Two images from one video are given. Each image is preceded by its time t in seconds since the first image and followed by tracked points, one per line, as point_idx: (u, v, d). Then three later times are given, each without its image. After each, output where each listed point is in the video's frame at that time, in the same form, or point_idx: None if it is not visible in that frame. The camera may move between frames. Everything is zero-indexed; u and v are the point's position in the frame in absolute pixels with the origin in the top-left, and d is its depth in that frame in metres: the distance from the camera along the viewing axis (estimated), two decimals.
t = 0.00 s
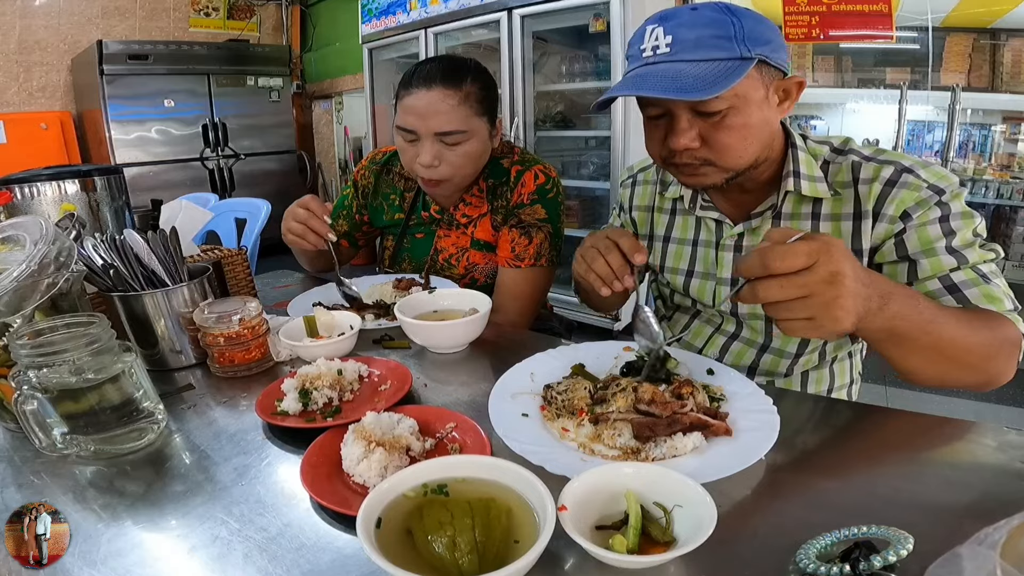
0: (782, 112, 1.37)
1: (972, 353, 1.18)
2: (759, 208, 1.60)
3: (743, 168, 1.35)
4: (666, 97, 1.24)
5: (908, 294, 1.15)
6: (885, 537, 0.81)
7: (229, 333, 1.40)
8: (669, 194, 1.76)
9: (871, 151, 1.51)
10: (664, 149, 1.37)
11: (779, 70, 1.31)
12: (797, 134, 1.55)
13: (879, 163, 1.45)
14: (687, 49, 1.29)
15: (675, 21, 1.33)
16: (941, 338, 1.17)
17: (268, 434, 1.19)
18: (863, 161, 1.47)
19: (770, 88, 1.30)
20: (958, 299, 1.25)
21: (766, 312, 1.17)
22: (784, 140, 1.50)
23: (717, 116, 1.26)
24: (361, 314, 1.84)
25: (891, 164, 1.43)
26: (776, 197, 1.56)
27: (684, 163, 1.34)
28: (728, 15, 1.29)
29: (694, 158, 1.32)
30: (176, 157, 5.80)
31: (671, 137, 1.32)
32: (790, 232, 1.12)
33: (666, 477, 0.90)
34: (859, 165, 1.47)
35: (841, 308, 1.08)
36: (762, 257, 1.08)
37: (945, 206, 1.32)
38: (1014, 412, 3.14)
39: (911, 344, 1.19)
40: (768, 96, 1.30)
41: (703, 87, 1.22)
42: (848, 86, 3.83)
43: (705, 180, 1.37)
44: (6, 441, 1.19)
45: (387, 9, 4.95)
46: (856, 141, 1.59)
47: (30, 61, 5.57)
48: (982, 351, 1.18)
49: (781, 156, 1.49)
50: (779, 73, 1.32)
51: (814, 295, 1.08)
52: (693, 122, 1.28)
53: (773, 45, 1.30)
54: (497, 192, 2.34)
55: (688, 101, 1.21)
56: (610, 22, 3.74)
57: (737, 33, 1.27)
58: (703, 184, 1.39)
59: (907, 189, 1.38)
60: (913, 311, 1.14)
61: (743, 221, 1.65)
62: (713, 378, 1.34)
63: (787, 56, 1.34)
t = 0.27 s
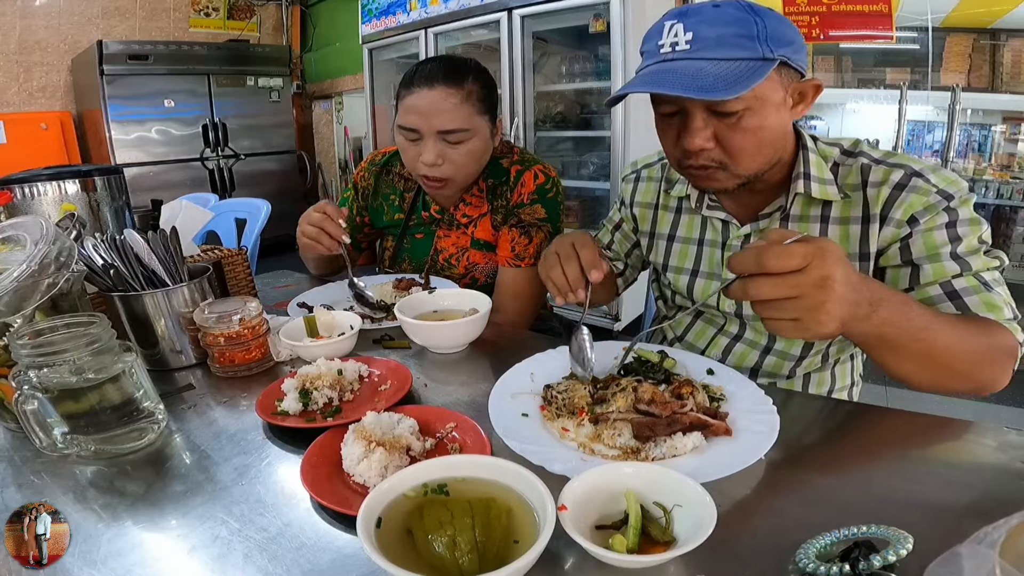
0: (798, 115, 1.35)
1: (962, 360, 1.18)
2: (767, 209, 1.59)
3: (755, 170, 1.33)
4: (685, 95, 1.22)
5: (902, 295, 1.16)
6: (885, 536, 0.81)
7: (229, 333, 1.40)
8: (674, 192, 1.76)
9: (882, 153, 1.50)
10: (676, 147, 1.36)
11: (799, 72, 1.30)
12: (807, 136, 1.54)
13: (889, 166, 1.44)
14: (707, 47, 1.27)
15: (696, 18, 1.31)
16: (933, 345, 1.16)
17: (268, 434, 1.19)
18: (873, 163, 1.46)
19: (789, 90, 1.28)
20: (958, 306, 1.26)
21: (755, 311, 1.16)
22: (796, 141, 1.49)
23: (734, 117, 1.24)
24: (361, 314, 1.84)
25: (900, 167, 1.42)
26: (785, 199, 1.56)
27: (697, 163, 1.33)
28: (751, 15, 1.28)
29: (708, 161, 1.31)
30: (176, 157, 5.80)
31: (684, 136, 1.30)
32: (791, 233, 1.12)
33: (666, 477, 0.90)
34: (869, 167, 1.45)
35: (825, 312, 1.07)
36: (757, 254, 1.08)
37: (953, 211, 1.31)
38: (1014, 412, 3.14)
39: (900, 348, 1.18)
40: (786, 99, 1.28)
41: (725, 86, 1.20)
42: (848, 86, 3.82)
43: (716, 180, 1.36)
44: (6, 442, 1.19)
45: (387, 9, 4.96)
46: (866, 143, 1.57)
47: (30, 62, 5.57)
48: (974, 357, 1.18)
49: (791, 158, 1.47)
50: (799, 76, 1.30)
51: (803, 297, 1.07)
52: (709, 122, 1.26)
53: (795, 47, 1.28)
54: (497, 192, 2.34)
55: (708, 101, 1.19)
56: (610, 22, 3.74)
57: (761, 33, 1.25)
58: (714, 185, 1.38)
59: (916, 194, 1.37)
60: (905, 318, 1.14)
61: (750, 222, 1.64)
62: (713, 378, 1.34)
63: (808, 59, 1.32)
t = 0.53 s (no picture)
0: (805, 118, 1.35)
1: (947, 372, 1.18)
2: (769, 212, 1.59)
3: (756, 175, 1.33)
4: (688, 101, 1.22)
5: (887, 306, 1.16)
6: (885, 536, 0.81)
7: (229, 333, 1.40)
8: (677, 190, 1.76)
9: (889, 157, 1.48)
10: (678, 150, 1.36)
11: (807, 76, 1.29)
12: (813, 138, 1.53)
13: (894, 171, 1.42)
14: (713, 49, 1.27)
15: (703, 18, 1.30)
16: (918, 357, 1.16)
17: (268, 434, 1.19)
18: (878, 167, 1.45)
19: (795, 93, 1.28)
20: (950, 317, 1.25)
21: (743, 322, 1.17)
22: (800, 144, 1.48)
23: (738, 122, 1.23)
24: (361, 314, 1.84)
25: (906, 173, 1.40)
26: (787, 202, 1.56)
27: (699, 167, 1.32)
28: (761, 17, 1.27)
29: (711, 163, 1.30)
30: (176, 157, 5.79)
31: (687, 140, 1.29)
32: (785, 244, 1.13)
33: (666, 477, 0.90)
34: (874, 171, 1.44)
35: (812, 325, 1.08)
36: (747, 267, 1.09)
37: (956, 221, 1.29)
38: (1014, 412, 3.14)
39: (884, 361, 1.18)
40: (792, 101, 1.28)
41: (729, 92, 1.20)
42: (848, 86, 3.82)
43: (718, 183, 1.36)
44: (6, 442, 1.19)
45: (387, 9, 4.95)
46: (873, 145, 1.56)
47: (30, 62, 5.57)
48: (960, 369, 1.18)
49: (796, 159, 1.46)
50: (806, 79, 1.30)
51: (790, 310, 1.08)
52: (711, 127, 1.25)
53: (804, 50, 1.27)
54: (499, 192, 2.34)
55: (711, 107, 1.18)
56: (610, 22, 3.74)
57: (769, 36, 1.24)
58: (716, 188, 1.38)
59: (919, 202, 1.35)
60: (890, 329, 1.14)
61: (751, 224, 1.65)
62: (713, 378, 1.34)
63: (817, 61, 1.31)
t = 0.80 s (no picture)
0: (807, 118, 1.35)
1: (961, 380, 1.18)
2: (770, 214, 1.58)
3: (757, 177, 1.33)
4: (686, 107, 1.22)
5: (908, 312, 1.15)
6: (885, 536, 0.81)
7: (229, 333, 1.40)
8: (677, 189, 1.76)
9: (897, 159, 1.49)
10: (677, 154, 1.36)
11: (810, 75, 1.28)
12: (820, 138, 1.53)
13: (903, 173, 1.42)
14: (713, 51, 1.26)
15: (701, 17, 1.29)
16: (934, 365, 1.15)
17: (268, 434, 1.19)
18: (886, 170, 1.45)
19: (797, 94, 1.27)
20: (959, 323, 1.25)
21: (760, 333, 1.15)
22: (805, 145, 1.48)
23: (738, 125, 1.23)
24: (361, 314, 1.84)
25: (916, 176, 1.40)
26: (791, 203, 1.55)
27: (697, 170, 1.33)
28: (762, 15, 1.26)
29: (708, 168, 1.31)
30: (176, 157, 5.79)
31: (685, 144, 1.29)
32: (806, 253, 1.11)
33: (666, 477, 0.90)
34: (882, 173, 1.44)
35: (834, 337, 1.05)
36: (763, 277, 1.07)
37: (966, 225, 1.29)
38: (1014, 412, 3.14)
39: (900, 368, 1.17)
40: (794, 103, 1.27)
41: (729, 96, 1.19)
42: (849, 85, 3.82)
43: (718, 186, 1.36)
44: (6, 441, 1.19)
45: (387, 8, 4.95)
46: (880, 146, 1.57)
47: (30, 61, 5.57)
48: (974, 378, 1.18)
49: (800, 162, 1.46)
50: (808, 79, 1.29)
51: (812, 321, 1.05)
52: (711, 130, 1.25)
53: (806, 48, 1.26)
54: (499, 192, 2.34)
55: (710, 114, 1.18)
56: (610, 22, 3.74)
57: (770, 35, 1.24)
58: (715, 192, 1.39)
59: (929, 205, 1.35)
60: (911, 336, 1.13)
61: (752, 226, 1.64)
62: (713, 378, 1.34)
63: (820, 58, 1.30)
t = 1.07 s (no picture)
0: (814, 122, 1.35)
1: (962, 386, 1.18)
2: (774, 218, 1.59)
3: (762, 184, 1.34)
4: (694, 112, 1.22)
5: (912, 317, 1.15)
6: (885, 536, 0.81)
7: (229, 333, 1.40)
8: (680, 192, 1.77)
9: (903, 162, 1.49)
10: (681, 158, 1.36)
11: (818, 80, 1.28)
12: (825, 141, 1.54)
13: (909, 178, 1.42)
14: (721, 55, 1.26)
15: (709, 19, 1.28)
16: (936, 371, 1.16)
17: (268, 434, 1.19)
18: (892, 174, 1.45)
19: (805, 99, 1.27)
20: (961, 330, 1.26)
21: (763, 339, 1.17)
22: (810, 148, 1.48)
23: (745, 130, 1.23)
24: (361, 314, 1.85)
25: (922, 180, 1.40)
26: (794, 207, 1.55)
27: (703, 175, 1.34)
28: (772, 17, 1.26)
29: (714, 173, 1.32)
30: (176, 157, 5.80)
31: (691, 148, 1.30)
32: (808, 260, 1.12)
33: (666, 477, 0.91)
34: (888, 177, 1.44)
35: (835, 345, 1.07)
36: (764, 286, 1.08)
37: (971, 232, 1.28)
38: (1014, 412, 3.14)
39: (902, 372, 1.18)
40: (803, 107, 1.27)
41: (737, 103, 1.19)
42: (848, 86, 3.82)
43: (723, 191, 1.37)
44: (6, 442, 1.19)
45: (388, 9, 4.95)
46: (885, 148, 1.57)
47: (30, 62, 5.57)
48: (976, 384, 1.18)
49: (805, 165, 1.47)
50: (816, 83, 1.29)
51: (813, 329, 1.07)
52: (717, 135, 1.25)
53: (816, 52, 1.26)
54: (498, 192, 2.34)
55: (719, 120, 1.18)
56: (610, 22, 3.74)
57: (781, 39, 1.23)
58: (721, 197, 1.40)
59: (935, 210, 1.35)
60: (914, 343, 1.13)
61: (755, 229, 1.63)
62: (713, 378, 1.34)
63: (829, 62, 1.30)
